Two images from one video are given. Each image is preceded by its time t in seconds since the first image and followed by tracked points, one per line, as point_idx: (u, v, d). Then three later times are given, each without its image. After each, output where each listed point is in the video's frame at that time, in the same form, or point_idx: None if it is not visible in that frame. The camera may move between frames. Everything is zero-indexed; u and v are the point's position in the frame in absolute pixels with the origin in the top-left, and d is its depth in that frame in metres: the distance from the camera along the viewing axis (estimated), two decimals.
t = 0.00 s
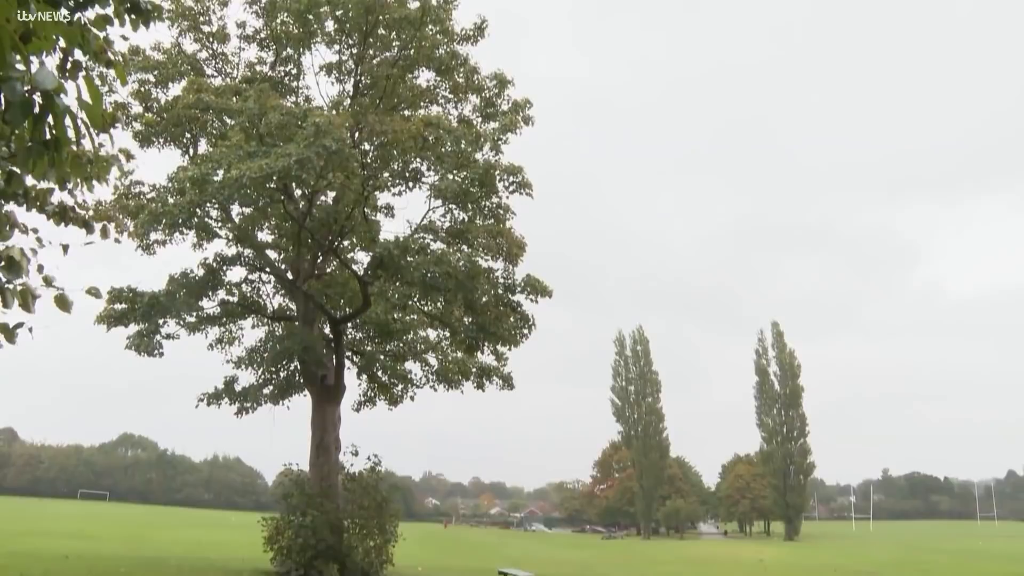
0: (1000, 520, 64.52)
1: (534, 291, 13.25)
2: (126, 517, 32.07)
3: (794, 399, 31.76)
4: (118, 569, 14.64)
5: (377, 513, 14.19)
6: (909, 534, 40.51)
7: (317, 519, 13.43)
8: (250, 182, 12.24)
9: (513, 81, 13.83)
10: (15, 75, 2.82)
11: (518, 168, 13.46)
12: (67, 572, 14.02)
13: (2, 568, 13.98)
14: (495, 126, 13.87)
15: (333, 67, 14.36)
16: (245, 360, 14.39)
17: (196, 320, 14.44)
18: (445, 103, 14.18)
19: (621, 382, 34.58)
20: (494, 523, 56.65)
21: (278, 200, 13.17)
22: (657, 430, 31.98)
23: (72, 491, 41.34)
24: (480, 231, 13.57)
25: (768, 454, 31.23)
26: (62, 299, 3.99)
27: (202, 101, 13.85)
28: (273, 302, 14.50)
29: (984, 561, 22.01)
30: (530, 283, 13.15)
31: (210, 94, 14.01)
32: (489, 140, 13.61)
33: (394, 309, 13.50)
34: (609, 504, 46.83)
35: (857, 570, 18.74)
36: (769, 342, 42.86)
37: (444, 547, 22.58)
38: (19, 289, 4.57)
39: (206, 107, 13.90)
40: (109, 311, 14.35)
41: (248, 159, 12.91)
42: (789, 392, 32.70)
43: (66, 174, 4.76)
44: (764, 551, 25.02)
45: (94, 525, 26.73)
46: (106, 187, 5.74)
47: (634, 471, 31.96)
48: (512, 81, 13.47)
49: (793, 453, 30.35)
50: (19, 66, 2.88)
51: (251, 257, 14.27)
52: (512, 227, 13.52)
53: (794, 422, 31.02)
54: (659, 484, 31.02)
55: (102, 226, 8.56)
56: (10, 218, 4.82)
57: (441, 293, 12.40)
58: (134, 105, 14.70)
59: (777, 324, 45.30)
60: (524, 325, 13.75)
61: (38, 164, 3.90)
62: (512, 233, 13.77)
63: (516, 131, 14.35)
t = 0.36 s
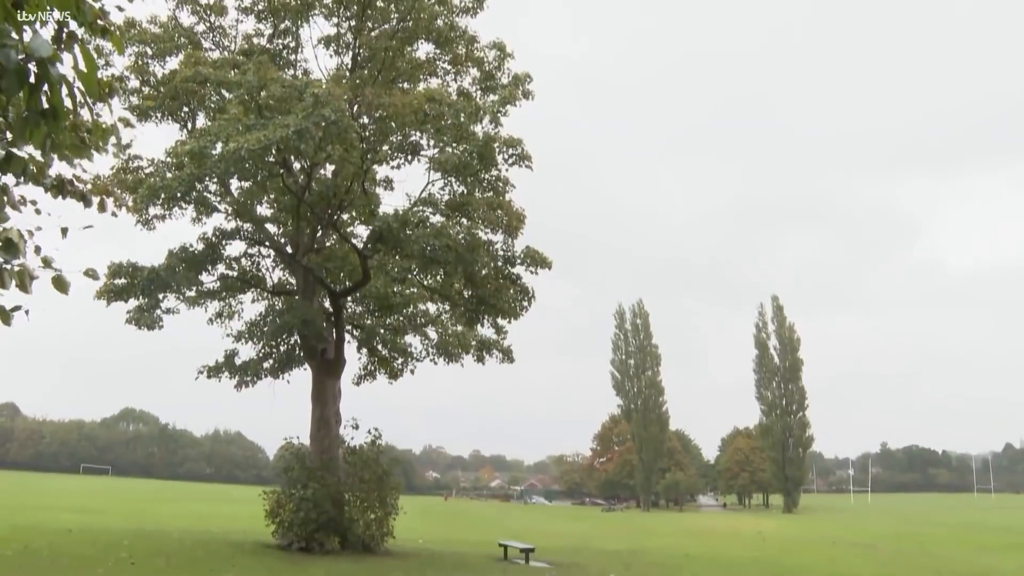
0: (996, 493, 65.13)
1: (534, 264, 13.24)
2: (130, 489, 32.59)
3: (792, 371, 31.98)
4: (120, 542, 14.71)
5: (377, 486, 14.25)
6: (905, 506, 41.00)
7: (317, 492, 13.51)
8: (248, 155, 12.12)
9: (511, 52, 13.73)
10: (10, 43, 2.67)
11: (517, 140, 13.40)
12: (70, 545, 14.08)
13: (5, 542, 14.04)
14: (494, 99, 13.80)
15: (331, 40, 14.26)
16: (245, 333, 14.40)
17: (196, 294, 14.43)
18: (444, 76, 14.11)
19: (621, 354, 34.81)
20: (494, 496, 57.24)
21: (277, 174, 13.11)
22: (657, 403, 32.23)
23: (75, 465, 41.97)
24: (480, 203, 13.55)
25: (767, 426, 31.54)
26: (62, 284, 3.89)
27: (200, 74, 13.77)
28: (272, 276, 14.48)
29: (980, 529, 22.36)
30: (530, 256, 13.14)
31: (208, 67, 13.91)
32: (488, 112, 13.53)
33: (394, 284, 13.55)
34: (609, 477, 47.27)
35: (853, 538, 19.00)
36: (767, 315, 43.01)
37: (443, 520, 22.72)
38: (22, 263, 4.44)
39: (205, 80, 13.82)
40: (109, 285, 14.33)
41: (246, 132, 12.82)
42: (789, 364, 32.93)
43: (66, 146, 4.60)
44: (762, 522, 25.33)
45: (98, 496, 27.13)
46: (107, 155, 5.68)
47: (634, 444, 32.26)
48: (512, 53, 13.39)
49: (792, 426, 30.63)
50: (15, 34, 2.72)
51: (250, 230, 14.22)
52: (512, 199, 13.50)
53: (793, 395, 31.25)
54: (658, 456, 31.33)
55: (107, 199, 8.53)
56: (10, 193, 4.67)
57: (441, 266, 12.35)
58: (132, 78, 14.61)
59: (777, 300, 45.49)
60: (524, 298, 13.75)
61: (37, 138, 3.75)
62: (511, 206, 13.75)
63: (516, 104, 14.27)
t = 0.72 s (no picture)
0: (994, 473, 65.46)
1: (534, 241, 13.22)
2: (132, 467, 32.84)
3: (792, 348, 32.10)
4: (122, 519, 14.75)
5: (378, 463, 14.29)
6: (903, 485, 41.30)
7: (318, 469, 13.56)
8: (244, 131, 12.05)
9: (511, 28, 13.65)
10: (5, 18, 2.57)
11: (517, 117, 13.33)
12: (73, 522, 14.10)
13: (8, 519, 14.07)
14: (494, 75, 13.74)
15: (330, 16, 14.17)
16: (245, 311, 14.40)
17: (196, 272, 14.42)
18: (444, 52, 14.03)
19: (621, 331, 34.88)
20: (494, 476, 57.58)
21: (276, 151, 13.05)
22: (657, 380, 32.42)
23: (77, 443, 42.28)
24: (479, 179, 13.53)
25: (767, 404, 31.64)
26: (67, 266, 3.76)
27: (198, 50, 13.71)
28: (272, 254, 14.47)
29: (976, 506, 22.57)
30: (530, 233, 13.12)
31: (207, 43, 13.83)
32: (488, 88, 13.46)
33: (394, 260, 13.40)
34: (608, 456, 47.50)
35: (851, 515, 19.15)
36: (766, 295, 43.13)
37: (443, 498, 22.82)
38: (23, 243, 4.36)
39: (203, 56, 13.75)
40: (109, 263, 14.31)
41: (243, 108, 12.75)
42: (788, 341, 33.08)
43: (65, 122, 4.40)
44: (761, 499, 25.50)
45: (100, 474, 27.31)
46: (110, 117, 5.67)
47: (634, 421, 32.44)
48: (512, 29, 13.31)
49: (791, 404, 30.79)
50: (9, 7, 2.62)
51: (249, 208, 14.18)
52: (512, 176, 13.47)
53: (793, 372, 31.39)
54: (658, 433, 31.48)
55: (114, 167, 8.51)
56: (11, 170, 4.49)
57: (441, 243, 12.31)
58: (130, 55, 14.53)
59: (777, 280, 45.54)
60: (524, 275, 13.74)
61: (38, 117, 3.55)
62: (511, 182, 13.73)
63: (515, 81, 14.21)
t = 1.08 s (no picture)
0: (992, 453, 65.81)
1: (534, 221, 13.16)
2: (133, 447, 32.99)
3: (791, 328, 32.15)
4: (124, 500, 14.77)
5: (378, 444, 14.32)
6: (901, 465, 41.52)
7: (319, 450, 13.60)
8: (242, 113, 11.97)
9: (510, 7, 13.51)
10: None
11: (517, 97, 13.23)
12: (74, 503, 14.13)
13: (10, 499, 14.10)
14: (493, 54, 13.63)
15: None
16: (245, 292, 14.38)
17: (195, 253, 14.39)
18: (443, 32, 13.91)
19: (621, 312, 34.90)
20: (493, 456, 57.85)
21: (274, 132, 12.97)
22: (657, 360, 32.51)
23: (77, 424, 42.43)
24: (479, 159, 13.45)
25: (767, 384, 31.69)
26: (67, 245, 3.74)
27: (196, 30, 13.59)
28: (271, 235, 14.42)
29: (974, 486, 22.68)
30: (529, 213, 13.06)
31: (204, 23, 13.71)
32: (488, 68, 13.35)
33: (394, 241, 13.36)
34: (608, 436, 47.74)
35: (850, 495, 19.25)
36: (766, 275, 43.12)
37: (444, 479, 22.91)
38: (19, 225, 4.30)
39: (201, 36, 13.64)
40: (108, 244, 14.28)
41: (241, 89, 12.65)
42: (788, 322, 33.13)
43: (62, 101, 4.30)
44: (760, 479, 25.62)
45: (101, 454, 27.41)
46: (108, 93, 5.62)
47: (633, 401, 32.56)
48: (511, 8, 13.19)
49: (791, 384, 30.86)
50: None
51: (248, 189, 14.12)
52: (512, 156, 13.40)
53: (792, 353, 31.46)
54: (658, 414, 31.59)
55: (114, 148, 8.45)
56: (10, 149, 4.42)
57: (441, 223, 12.26)
58: (128, 35, 14.41)
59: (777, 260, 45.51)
60: (524, 256, 13.70)
61: (36, 97, 3.46)
62: (511, 163, 13.65)
63: (515, 61, 14.09)
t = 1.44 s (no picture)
0: (990, 437, 66.01)
1: (534, 204, 13.11)
2: (133, 433, 33.05)
3: (791, 313, 32.19)
4: (125, 485, 14.82)
5: (378, 428, 14.35)
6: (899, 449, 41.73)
7: (319, 434, 13.62)
8: (242, 98, 11.89)
9: None
10: None
11: (517, 80, 13.16)
12: (75, 488, 14.16)
13: (11, 485, 14.13)
14: (492, 38, 13.54)
15: None
16: (245, 276, 14.36)
17: (195, 238, 14.35)
18: (443, 15, 13.81)
19: (621, 296, 34.90)
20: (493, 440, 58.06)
21: (273, 116, 12.91)
22: (657, 344, 32.52)
23: (78, 410, 42.54)
24: (478, 143, 13.38)
25: (766, 368, 31.73)
26: (65, 229, 3.72)
27: (194, 14, 13.49)
28: (270, 220, 14.37)
29: (972, 470, 22.74)
30: (529, 196, 13.01)
31: (203, 7, 13.62)
32: (487, 51, 13.27)
33: (393, 224, 13.37)
34: (608, 420, 47.93)
35: (849, 479, 19.33)
36: (766, 259, 43.15)
37: (445, 463, 22.96)
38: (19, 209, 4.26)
39: (200, 20, 13.56)
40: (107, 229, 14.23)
41: (241, 74, 12.57)
42: (788, 306, 33.15)
43: (59, 83, 4.27)
44: (760, 463, 25.72)
45: (102, 439, 27.51)
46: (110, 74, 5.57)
47: (633, 386, 32.63)
48: None
49: (790, 368, 30.92)
50: None
51: (248, 174, 14.06)
52: (512, 139, 13.33)
53: (792, 337, 31.51)
54: (658, 398, 31.67)
55: (111, 132, 8.39)
56: (9, 132, 4.39)
57: (441, 207, 12.21)
58: (127, 19, 14.31)
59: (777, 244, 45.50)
60: (524, 240, 13.67)
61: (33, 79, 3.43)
62: (510, 146, 13.58)
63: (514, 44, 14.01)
